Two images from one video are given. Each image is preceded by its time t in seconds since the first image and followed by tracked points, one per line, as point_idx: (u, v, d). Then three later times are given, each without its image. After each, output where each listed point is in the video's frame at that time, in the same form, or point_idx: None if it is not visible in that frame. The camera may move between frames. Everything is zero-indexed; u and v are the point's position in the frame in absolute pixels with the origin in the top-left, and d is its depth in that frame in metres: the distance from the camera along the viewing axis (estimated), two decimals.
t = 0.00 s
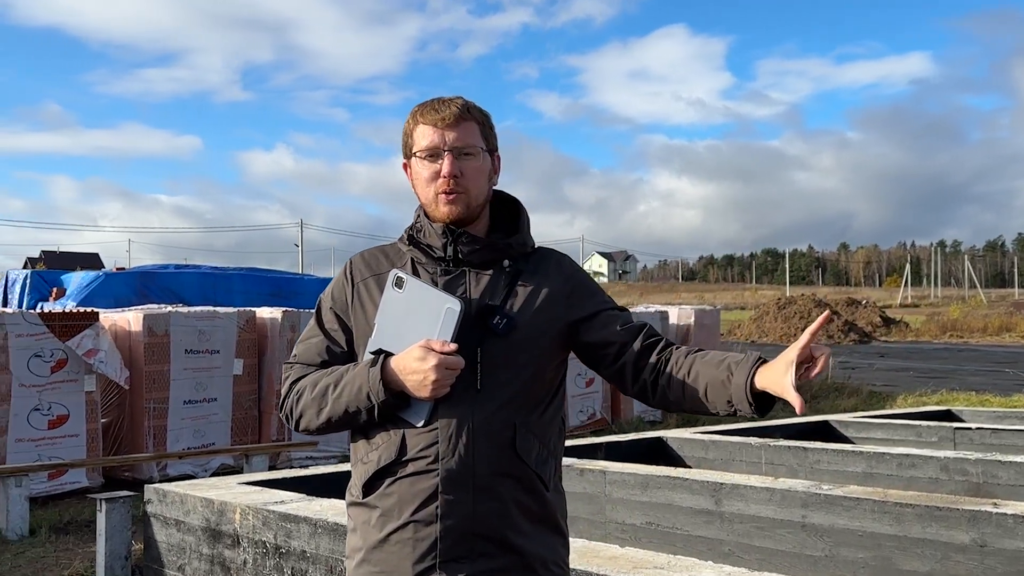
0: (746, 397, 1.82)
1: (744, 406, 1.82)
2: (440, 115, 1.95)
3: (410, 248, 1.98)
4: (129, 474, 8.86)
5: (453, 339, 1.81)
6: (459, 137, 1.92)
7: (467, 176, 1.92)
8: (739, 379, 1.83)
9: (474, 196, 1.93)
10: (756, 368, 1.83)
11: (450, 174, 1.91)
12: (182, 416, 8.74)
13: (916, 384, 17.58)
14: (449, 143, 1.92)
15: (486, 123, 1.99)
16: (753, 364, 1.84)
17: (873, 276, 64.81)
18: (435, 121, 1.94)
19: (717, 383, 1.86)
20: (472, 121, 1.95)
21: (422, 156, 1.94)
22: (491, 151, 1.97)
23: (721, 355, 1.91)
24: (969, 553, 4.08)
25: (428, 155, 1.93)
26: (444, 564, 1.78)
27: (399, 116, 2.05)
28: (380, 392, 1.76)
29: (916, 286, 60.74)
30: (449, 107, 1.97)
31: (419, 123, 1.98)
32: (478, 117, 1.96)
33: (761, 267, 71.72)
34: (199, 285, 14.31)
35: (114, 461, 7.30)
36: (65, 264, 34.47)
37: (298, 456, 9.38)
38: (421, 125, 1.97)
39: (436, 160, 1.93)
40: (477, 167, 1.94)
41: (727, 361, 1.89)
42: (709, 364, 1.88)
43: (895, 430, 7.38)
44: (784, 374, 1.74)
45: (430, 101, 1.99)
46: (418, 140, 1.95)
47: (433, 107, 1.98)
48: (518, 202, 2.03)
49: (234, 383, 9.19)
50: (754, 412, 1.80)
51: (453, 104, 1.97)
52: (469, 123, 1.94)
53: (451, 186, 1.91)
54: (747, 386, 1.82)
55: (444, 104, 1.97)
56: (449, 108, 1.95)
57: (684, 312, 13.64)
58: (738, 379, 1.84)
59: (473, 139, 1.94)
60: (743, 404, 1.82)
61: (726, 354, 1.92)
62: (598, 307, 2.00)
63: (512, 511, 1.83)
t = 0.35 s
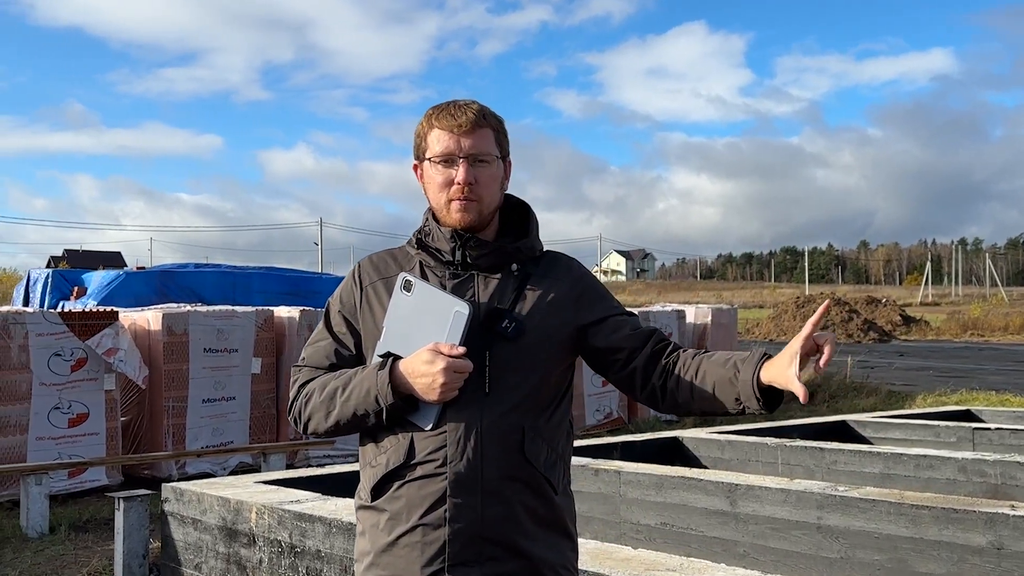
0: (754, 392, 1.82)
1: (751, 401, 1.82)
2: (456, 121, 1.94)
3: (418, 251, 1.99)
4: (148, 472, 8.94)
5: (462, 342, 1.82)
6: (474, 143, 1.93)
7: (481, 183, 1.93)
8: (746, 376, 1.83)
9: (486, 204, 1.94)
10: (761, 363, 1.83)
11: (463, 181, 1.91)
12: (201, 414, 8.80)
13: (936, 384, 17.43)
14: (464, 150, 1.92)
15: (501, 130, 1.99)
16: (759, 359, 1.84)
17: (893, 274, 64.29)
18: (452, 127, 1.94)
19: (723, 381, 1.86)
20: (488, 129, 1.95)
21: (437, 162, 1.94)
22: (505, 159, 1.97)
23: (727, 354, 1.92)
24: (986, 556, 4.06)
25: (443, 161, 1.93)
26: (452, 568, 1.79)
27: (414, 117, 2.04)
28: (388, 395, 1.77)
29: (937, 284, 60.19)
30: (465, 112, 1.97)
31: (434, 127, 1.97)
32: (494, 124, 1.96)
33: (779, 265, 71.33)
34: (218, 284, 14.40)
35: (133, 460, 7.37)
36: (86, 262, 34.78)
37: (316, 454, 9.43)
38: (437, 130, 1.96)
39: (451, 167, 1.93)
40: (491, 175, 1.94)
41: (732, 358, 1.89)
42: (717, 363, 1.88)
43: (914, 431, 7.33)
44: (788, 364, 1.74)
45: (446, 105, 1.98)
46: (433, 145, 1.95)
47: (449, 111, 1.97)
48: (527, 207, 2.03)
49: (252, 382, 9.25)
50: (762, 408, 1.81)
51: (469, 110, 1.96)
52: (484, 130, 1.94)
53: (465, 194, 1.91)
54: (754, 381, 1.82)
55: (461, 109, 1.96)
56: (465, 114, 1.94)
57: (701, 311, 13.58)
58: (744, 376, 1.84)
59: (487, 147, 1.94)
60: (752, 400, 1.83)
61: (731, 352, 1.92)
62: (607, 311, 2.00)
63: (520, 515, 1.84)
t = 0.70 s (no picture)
0: (754, 365, 1.82)
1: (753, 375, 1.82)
2: (505, 130, 1.93)
3: (424, 252, 1.99)
4: (163, 470, 8.99)
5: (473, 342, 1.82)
6: (518, 155, 1.94)
7: (521, 195, 1.94)
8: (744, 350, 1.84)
9: (519, 215, 1.96)
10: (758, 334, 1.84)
11: (513, 193, 1.91)
12: (216, 412, 8.85)
13: (952, 384, 17.31)
14: (512, 161, 1.92)
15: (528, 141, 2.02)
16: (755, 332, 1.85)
17: (909, 273, 63.88)
18: (501, 135, 1.92)
19: (728, 364, 1.85)
20: (526, 141, 1.97)
21: (484, 168, 1.91)
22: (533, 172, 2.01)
23: (726, 331, 1.92)
24: (1001, 558, 4.03)
25: (490, 168, 1.91)
26: (467, 568, 1.80)
27: (448, 112, 1.96)
28: (401, 396, 1.77)
29: (954, 283, 59.76)
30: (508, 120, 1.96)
31: (479, 131, 1.93)
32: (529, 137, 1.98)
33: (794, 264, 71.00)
34: (234, 283, 14.47)
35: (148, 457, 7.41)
36: (103, 260, 35.03)
37: (330, 452, 9.47)
38: (483, 133, 1.93)
39: (497, 175, 1.91)
40: (526, 186, 1.96)
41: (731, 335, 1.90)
42: (717, 341, 1.89)
43: (929, 431, 7.28)
44: (785, 336, 1.76)
45: (488, 109, 1.95)
46: (481, 150, 1.91)
47: (494, 117, 1.94)
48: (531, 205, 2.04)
49: (267, 380, 9.29)
50: (764, 381, 1.80)
51: (513, 118, 1.96)
52: (525, 142, 1.96)
53: (509, 205, 1.91)
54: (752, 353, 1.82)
55: (508, 117, 1.95)
56: (512, 124, 1.94)
57: (715, 309, 13.54)
58: (742, 351, 1.84)
59: (526, 159, 1.96)
60: (753, 373, 1.82)
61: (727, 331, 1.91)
62: (612, 305, 2.00)
63: (534, 513, 1.84)
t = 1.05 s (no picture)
0: (760, 417, 1.79)
1: (757, 425, 1.80)
2: (508, 126, 1.93)
3: (429, 254, 1.99)
4: (174, 468, 9.03)
5: (478, 347, 1.82)
6: (522, 151, 1.94)
7: (525, 191, 1.94)
8: (754, 399, 1.80)
9: (524, 211, 1.96)
10: (774, 387, 1.79)
11: (516, 189, 1.91)
12: (227, 411, 8.88)
13: (964, 385, 17.21)
14: (515, 157, 1.93)
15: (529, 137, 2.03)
16: (771, 384, 1.80)
17: (922, 274, 63.56)
18: (504, 131, 1.92)
19: (733, 400, 1.83)
20: (528, 136, 1.97)
21: (488, 165, 1.91)
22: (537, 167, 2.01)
23: (739, 368, 1.88)
24: (1012, 561, 4.00)
25: (493, 165, 1.91)
26: (472, 572, 1.79)
27: (450, 109, 1.96)
28: (406, 401, 1.77)
29: (966, 284, 59.43)
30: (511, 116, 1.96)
31: (481, 128, 1.93)
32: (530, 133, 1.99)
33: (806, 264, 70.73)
34: (245, 282, 14.52)
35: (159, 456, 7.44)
36: (116, 259, 35.22)
37: (340, 451, 9.50)
38: (486, 130, 1.93)
39: (501, 171, 1.91)
40: (530, 182, 1.97)
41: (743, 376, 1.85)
42: (726, 378, 1.85)
43: (941, 432, 7.24)
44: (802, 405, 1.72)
45: (489, 106, 1.95)
46: (483, 147, 1.92)
47: (497, 113, 1.94)
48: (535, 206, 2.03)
49: (277, 379, 9.32)
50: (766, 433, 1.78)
51: (515, 114, 1.96)
52: (527, 138, 1.97)
53: (514, 200, 1.92)
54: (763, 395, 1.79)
55: (509, 113, 1.95)
56: (514, 120, 1.94)
57: (726, 309, 13.50)
58: (753, 399, 1.81)
59: (529, 154, 1.96)
60: (757, 424, 1.80)
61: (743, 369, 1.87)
62: (616, 308, 1.99)
63: (538, 517, 1.83)
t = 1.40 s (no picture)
0: (768, 441, 1.77)
1: (762, 445, 1.78)
2: (504, 124, 1.94)
3: (426, 255, 2.00)
4: (180, 467, 9.06)
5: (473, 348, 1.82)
6: (518, 149, 1.95)
7: (522, 189, 1.95)
8: (765, 421, 1.78)
9: (519, 209, 1.97)
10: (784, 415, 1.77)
11: (512, 186, 1.92)
12: (233, 410, 8.90)
13: (971, 386, 17.16)
14: (511, 154, 1.93)
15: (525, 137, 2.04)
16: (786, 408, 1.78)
17: (929, 275, 63.38)
18: (501, 128, 1.93)
19: (736, 410, 1.83)
20: (525, 135, 1.98)
21: (484, 161, 1.91)
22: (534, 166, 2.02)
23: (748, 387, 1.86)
24: (1017, 563, 4.00)
25: (489, 162, 1.92)
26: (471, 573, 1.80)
27: (447, 107, 1.97)
28: (402, 404, 1.77)
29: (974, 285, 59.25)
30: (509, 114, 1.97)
31: (477, 125, 1.94)
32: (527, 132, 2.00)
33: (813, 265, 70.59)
34: (252, 281, 14.55)
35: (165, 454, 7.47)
36: (123, 258, 35.34)
37: (346, 450, 9.53)
38: (483, 127, 1.93)
39: (497, 167, 1.92)
40: (526, 181, 1.97)
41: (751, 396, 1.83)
42: (734, 396, 1.84)
43: (947, 434, 7.23)
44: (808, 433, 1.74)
45: (486, 103, 1.96)
46: (478, 144, 1.92)
47: (493, 111, 1.95)
48: (533, 205, 2.04)
49: (283, 378, 9.34)
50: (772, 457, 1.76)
51: (511, 113, 1.97)
52: (523, 137, 1.98)
53: (510, 197, 1.92)
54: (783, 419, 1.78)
55: (505, 111, 1.95)
56: (510, 118, 1.95)
57: (732, 310, 13.49)
58: (762, 421, 1.79)
59: (525, 152, 1.97)
60: (763, 447, 1.78)
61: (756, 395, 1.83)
62: (615, 309, 2.00)
63: (536, 517, 1.84)
